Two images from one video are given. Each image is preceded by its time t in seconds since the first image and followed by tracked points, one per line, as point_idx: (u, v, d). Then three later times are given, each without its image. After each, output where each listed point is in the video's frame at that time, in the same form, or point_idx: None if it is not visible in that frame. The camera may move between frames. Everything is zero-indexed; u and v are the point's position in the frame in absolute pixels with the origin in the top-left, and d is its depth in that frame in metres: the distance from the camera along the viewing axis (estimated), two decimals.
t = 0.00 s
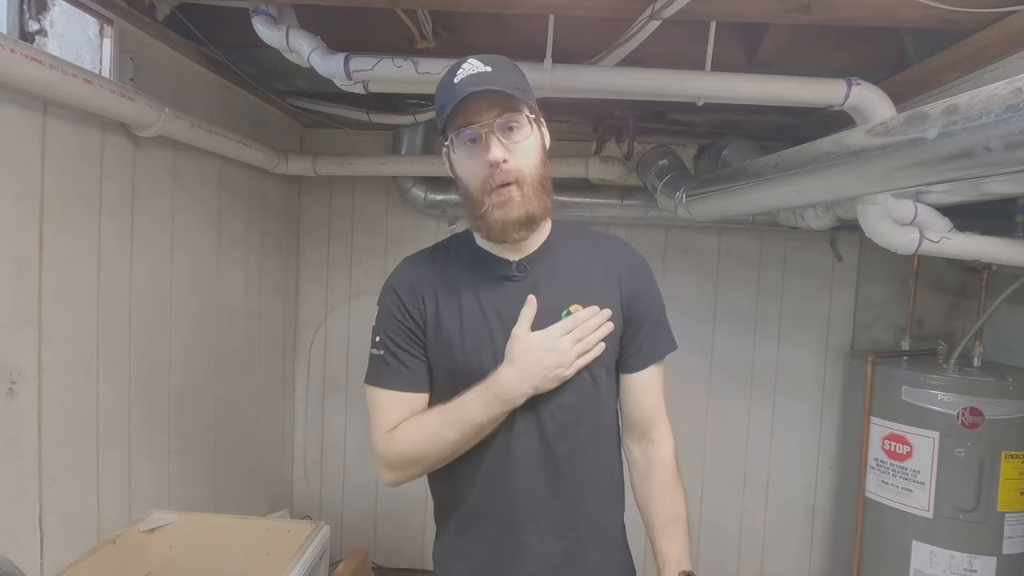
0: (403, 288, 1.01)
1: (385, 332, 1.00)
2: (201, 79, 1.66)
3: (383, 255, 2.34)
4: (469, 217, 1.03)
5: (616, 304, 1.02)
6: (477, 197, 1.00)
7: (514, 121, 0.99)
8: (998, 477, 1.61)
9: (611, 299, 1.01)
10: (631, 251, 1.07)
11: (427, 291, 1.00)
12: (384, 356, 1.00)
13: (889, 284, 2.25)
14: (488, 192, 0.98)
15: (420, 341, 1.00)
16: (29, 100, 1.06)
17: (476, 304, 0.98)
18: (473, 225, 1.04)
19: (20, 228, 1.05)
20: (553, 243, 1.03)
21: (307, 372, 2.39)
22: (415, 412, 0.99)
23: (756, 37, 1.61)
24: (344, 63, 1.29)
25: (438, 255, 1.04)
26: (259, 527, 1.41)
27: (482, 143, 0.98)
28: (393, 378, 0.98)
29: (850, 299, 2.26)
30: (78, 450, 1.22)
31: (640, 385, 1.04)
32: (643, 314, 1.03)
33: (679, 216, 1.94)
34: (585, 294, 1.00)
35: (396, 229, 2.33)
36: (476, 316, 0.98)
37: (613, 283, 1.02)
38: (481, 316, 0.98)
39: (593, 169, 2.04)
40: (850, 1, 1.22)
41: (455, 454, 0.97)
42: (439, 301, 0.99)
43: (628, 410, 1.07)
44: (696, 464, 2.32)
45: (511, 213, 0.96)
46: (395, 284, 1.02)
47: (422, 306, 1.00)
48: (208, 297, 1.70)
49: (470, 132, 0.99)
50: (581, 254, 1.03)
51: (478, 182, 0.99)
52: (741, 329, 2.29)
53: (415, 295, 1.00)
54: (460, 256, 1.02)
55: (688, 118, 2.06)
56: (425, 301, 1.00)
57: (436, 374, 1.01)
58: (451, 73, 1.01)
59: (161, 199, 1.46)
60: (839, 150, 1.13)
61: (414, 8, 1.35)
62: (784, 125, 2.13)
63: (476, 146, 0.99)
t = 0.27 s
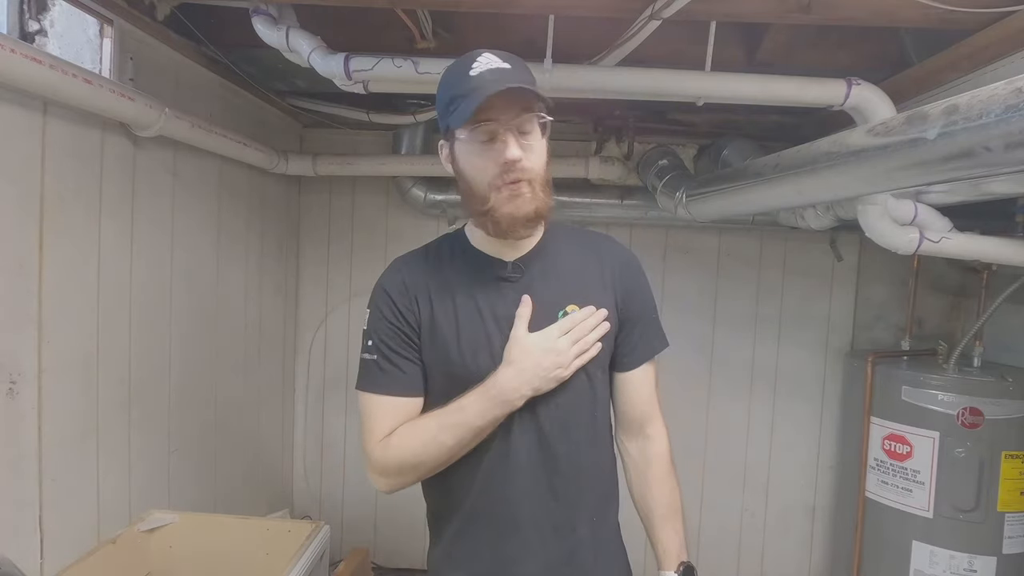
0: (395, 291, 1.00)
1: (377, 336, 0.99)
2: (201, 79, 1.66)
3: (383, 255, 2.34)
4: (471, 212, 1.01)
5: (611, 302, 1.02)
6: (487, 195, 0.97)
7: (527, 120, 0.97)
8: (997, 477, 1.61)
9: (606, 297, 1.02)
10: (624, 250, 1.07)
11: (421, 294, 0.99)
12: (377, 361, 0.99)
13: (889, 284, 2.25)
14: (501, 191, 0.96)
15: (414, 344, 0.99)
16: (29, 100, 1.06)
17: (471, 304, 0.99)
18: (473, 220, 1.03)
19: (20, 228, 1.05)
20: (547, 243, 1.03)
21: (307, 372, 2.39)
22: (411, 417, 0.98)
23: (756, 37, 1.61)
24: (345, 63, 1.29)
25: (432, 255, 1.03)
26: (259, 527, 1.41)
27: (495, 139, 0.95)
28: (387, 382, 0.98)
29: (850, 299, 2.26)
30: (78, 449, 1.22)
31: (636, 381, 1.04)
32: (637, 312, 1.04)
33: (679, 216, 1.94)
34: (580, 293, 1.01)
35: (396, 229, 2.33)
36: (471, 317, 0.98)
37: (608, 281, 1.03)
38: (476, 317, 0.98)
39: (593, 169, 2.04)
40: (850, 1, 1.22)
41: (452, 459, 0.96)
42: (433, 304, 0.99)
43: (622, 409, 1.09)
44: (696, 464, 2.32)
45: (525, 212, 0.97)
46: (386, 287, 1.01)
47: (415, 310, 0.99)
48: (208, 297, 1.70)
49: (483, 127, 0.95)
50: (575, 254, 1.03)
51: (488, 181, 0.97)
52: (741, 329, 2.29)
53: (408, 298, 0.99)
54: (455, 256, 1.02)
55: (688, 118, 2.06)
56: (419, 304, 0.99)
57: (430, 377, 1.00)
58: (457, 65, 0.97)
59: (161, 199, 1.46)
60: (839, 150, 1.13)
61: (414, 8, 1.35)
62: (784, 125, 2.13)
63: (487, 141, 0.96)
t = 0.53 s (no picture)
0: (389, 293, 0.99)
1: (372, 338, 0.98)
2: (201, 79, 1.66)
3: (383, 255, 2.34)
4: (484, 218, 0.98)
5: (605, 302, 1.03)
6: (509, 203, 0.95)
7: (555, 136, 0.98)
8: (997, 477, 1.61)
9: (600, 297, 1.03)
10: (617, 250, 1.08)
11: (416, 294, 0.98)
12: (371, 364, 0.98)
13: (889, 284, 2.25)
14: (523, 202, 0.95)
15: (410, 346, 0.98)
16: (29, 100, 1.06)
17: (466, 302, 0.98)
18: (481, 226, 1.00)
19: (20, 228, 1.05)
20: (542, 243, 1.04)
21: (307, 371, 2.39)
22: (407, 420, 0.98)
23: (757, 37, 1.61)
24: (345, 63, 1.29)
25: (425, 254, 1.03)
26: (258, 527, 1.41)
27: (526, 149, 0.94)
28: (382, 384, 0.97)
29: (850, 299, 2.26)
30: (78, 449, 1.22)
31: (626, 381, 1.06)
32: (631, 311, 1.05)
33: (680, 216, 1.94)
34: (575, 293, 1.02)
35: (395, 229, 2.33)
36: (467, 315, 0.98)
37: (602, 281, 1.04)
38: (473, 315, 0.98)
39: (593, 169, 2.04)
40: (850, 1, 1.22)
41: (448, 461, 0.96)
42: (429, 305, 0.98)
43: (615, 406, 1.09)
44: (696, 464, 2.32)
45: (544, 227, 0.97)
46: (380, 288, 1.00)
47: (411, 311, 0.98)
48: (208, 296, 1.70)
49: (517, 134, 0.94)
50: (570, 254, 1.04)
51: (510, 189, 0.95)
52: (741, 329, 2.29)
53: (403, 299, 0.98)
54: (450, 254, 1.02)
55: (688, 118, 2.06)
56: (414, 305, 0.98)
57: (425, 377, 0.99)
58: (488, 68, 0.94)
59: (161, 199, 1.46)
60: (839, 150, 1.13)
61: (414, 8, 1.35)
62: (784, 125, 2.13)
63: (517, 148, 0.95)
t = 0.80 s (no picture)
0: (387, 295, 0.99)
1: (370, 342, 0.98)
2: (201, 79, 1.66)
3: (383, 255, 2.34)
4: (484, 221, 0.97)
5: (603, 304, 1.03)
6: (512, 207, 0.95)
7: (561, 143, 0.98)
8: (997, 477, 1.61)
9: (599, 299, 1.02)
10: (615, 250, 1.08)
11: (413, 296, 0.99)
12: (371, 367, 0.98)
13: (889, 284, 2.25)
14: (526, 206, 0.95)
15: (408, 349, 0.99)
16: (29, 100, 1.06)
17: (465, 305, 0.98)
18: (480, 229, 0.99)
19: (20, 228, 1.05)
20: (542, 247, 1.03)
21: (307, 371, 2.39)
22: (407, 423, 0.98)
23: (757, 38, 1.61)
24: (345, 63, 1.29)
25: (422, 256, 1.03)
26: (258, 527, 1.41)
27: (531, 154, 0.94)
28: (380, 388, 0.97)
29: (850, 299, 2.26)
30: (79, 448, 1.22)
31: (625, 381, 1.06)
32: (629, 312, 1.05)
33: (680, 216, 1.94)
34: (573, 295, 1.02)
35: (395, 229, 2.33)
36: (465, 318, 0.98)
37: (600, 283, 1.04)
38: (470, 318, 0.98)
39: (593, 169, 2.04)
40: (850, 1, 1.22)
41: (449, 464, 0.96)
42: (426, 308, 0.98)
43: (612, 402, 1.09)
44: (696, 464, 2.32)
45: (547, 233, 0.96)
46: (378, 291, 1.00)
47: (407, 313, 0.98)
48: (208, 295, 1.70)
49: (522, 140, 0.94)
50: (568, 257, 1.04)
51: (514, 193, 0.95)
52: (741, 329, 2.29)
53: (399, 301, 0.98)
54: (447, 257, 1.01)
55: (688, 118, 2.06)
56: (411, 307, 0.98)
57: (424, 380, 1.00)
58: (496, 71, 0.94)
59: (162, 199, 1.47)
60: (839, 150, 1.13)
61: (414, 8, 1.35)
62: (784, 125, 2.13)
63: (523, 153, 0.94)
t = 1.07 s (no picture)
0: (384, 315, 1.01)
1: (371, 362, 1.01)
2: (201, 79, 1.66)
3: (383, 255, 2.33)
4: (488, 231, 0.96)
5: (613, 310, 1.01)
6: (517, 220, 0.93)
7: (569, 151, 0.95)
8: (997, 477, 1.61)
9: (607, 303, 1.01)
10: (625, 252, 1.06)
11: (411, 307, 0.99)
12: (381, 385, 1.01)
13: (889, 284, 2.25)
14: (532, 217, 0.93)
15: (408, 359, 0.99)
16: (29, 100, 1.06)
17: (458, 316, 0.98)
18: (484, 238, 0.98)
19: (20, 228, 1.05)
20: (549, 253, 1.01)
21: (307, 371, 2.39)
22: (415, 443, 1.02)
23: (757, 37, 1.61)
24: (345, 63, 1.29)
25: (426, 264, 1.02)
26: (259, 527, 1.41)
27: (536, 165, 0.92)
28: (389, 399, 0.99)
29: (850, 299, 2.26)
30: (78, 448, 1.22)
31: (638, 384, 1.05)
32: (640, 317, 1.03)
33: (680, 216, 1.94)
34: (582, 302, 1.00)
35: (396, 230, 2.33)
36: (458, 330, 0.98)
37: (609, 288, 1.02)
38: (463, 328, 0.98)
39: (593, 170, 2.04)
40: (850, 1, 1.22)
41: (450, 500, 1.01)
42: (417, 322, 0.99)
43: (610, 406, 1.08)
44: (696, 463, 2.32)
45: (555, 241, 0.95)
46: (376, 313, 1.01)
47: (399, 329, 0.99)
48: (208, 295, 1.70)
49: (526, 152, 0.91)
50: (575, 262, 1.02)
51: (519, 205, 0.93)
52: (741, 329, 2.29)
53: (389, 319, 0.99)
54: (451, 264, 1.01)
55: (688, 118, 2.06)
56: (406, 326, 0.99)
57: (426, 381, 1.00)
58: (499, 78, 0.91)
59: (161, 199, 1.46)
60: (840, 150, 1.13)
61: (414, 8, 1.35)
62: (784, 125, 2.13)
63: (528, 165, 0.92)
